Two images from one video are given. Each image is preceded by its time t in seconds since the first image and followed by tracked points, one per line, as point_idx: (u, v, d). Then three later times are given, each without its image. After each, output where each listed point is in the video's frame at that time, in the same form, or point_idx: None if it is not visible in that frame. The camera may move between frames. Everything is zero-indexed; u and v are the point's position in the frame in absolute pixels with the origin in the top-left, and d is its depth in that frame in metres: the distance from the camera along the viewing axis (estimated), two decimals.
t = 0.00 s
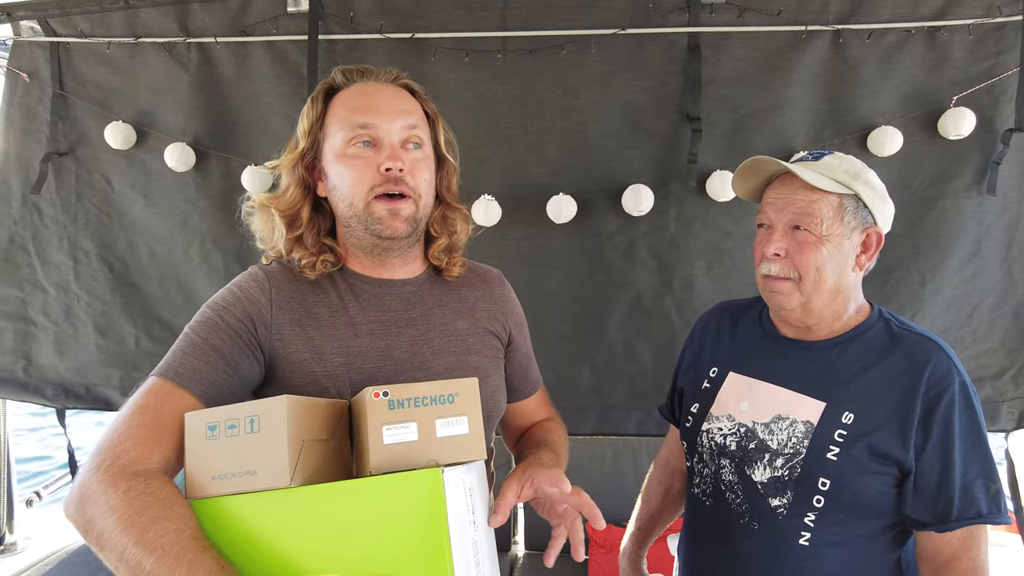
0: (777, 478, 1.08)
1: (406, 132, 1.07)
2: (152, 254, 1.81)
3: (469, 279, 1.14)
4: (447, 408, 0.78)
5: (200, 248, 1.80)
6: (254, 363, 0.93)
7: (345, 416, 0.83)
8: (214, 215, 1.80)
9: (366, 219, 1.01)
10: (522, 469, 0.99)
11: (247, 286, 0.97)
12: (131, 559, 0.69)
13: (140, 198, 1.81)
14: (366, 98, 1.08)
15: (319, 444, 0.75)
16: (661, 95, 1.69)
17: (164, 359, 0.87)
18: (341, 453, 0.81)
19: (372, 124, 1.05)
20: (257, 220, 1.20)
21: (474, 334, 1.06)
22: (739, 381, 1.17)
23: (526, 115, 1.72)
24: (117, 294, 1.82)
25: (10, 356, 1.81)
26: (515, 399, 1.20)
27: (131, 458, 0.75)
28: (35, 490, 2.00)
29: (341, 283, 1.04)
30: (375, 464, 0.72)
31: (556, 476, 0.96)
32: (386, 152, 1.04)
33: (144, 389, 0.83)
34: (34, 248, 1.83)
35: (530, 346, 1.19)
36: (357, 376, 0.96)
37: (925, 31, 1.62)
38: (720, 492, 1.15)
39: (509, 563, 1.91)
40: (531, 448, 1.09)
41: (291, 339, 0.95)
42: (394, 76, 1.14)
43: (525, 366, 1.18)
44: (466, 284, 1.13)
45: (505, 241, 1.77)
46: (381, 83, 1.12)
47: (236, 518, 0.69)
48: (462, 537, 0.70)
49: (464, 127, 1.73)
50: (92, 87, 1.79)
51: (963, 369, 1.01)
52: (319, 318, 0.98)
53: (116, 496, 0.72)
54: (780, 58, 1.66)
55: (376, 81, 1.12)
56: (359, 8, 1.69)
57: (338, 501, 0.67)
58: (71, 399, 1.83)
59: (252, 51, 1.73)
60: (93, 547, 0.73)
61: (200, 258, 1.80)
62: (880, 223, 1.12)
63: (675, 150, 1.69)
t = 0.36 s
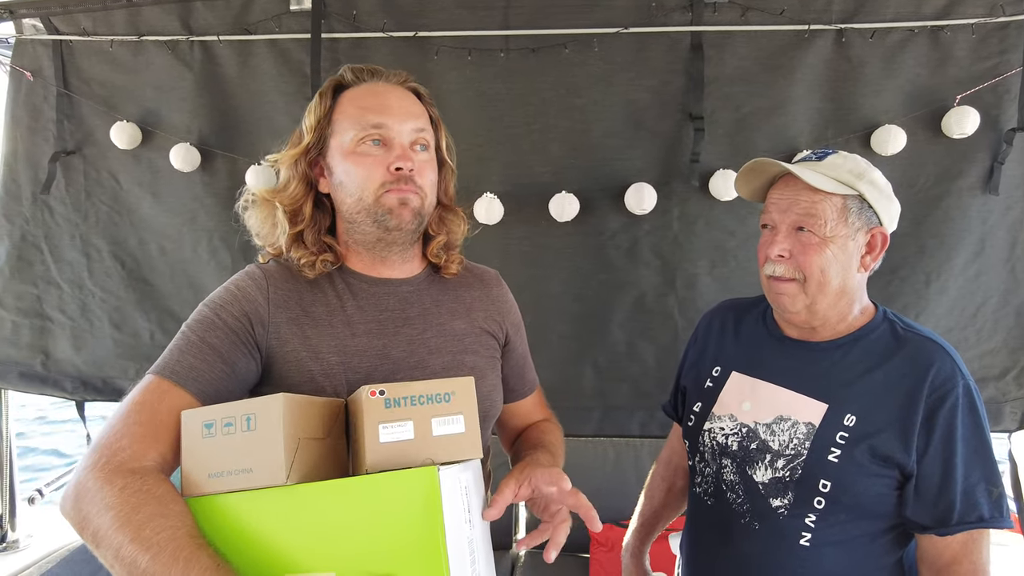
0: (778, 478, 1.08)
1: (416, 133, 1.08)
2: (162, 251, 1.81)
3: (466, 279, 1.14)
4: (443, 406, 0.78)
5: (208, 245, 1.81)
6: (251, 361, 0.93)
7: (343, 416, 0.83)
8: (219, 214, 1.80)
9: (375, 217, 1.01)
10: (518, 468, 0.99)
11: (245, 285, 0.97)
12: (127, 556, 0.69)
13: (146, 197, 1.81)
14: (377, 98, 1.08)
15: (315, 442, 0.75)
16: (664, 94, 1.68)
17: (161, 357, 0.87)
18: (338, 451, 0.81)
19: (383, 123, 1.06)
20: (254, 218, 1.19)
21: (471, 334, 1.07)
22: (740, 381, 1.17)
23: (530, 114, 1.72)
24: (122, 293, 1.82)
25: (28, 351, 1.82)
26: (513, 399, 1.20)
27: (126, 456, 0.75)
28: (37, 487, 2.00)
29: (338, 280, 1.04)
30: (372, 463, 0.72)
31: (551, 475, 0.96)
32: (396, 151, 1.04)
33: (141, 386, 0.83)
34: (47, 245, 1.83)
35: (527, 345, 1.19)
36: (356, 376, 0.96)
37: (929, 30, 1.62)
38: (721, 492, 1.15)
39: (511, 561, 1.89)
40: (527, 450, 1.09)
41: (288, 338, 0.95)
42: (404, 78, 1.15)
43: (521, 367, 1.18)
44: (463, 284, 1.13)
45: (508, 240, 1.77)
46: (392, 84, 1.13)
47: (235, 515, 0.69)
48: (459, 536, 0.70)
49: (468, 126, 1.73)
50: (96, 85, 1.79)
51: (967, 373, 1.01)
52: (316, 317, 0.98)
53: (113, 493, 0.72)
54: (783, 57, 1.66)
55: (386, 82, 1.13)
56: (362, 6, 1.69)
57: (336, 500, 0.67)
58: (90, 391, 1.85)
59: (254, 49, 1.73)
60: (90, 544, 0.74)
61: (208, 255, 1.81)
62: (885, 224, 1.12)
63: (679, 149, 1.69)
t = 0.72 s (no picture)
0: (780, 481, 1.08)
1: (388, 132, 1.06)
2: (165, 250, 1.81)
3: (469, 280, 1.15)
4: (444, 403, 0.79)
5: (211, 244, 1.81)
6: (255, 355, 0.93)
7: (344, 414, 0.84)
8: (220, 214, 1.80)
9: (359, 225, 1.01)
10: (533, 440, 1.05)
11: (251, 280, 0.97)
12: (126, 542, 0.68)
13: (147, 197, 1.81)
14: (347, 102, 1.07)
15: (315, 436, 0.76)
16: (665, 95, 1.69)
17: (166, 348, 0.87)
18: (340, 450, 0.82)
19: (352, 128, 1.05)
20: (259, 225, 1.18)
21: (473, 335, 1.07)
22: (741, 382, 1.18)
23: (530, 115, 1.72)
24: (123, 292, 1.83)
25: (27, 352, 1.83)
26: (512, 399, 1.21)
27: (129, 443, 0.74)
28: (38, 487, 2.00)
29: (343, 279, 1.04)
30: (373, 458, 0.73)
31: (563, 451, 1.02)
32: (368, 156, 1.03)
33: (145, 375, 0.83)
34: (50, 245, 1.83)
35: (528, 348, 1.19)
36: (359, 373, 0.96)
37: (928, 32, 1.63)
38: (722, 494, 1.16)
39: (511, 561, 1.91)
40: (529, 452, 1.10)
41: (292, 332, 0.95)
42: (374, 76, 1.13)
43: (522, 369, 1.19)
44: (466, 286, 1.13)
45: (509, 240, 1.77)
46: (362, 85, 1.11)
47: (237, 510, 0.69)
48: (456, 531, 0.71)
49: (469, 127, 1.74)
50: (98, 85, 1.79)
51: (969, 374, 1.01)
52: (321, 313, 0.98)
53: (113, 479, 0.71)
54: (783, 58, 1.66)
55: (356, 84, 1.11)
56: (363, 7, 1.69)
57: (338, 497, 0.68)
58: (94, 389, 1.85)
59: (256, 50, 1.73)
60: (89, 530, 0.73)
61: (211, 254, 1.81)
62: (886, 225, 1.12)
63: (679, 150, 1.70)
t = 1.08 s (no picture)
0: (775, 480, 1.09)
1: (380, 139, 1.06)
2: (160, 250, 1.82)
3: (469, 280, 1.15)
4: (446, 401, 0.79)
5: (208, 245, 1.82)
6: (259, 356, 0.94)
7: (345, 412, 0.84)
8: (218, 214, 1.81)
9: (355, 233, 1.02)
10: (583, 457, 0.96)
11: (253, 283, 0.98)
12: (135, 541, 0.70)
13: (145, 197, 1.82)
14: (338, 110, 1.07)
15: (318, 435, 0.76)
16: (662, 97, 1.70)
17: (170, 350, 0.87)
18: (343, 448, 0.82)
19: (345, 138, 1.05)
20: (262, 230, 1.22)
21: (473, 334, 1.08)
22: (738, 382, 1.19)
23: (527, 117, 1.73)
24: (121, 292, 1.83)
25: (21, 352, 1.83)
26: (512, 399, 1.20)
27: (136, 444, 0.75)
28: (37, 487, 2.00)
29: (344, 282, 1.05)
30: (376, 455, 0.74)
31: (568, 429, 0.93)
32: (361, 165, 1.04)
33: (150, 378, 0.84)
34: (43, 246, 1.84)
35: (529, 346, 1.20)
36: (361, 373, 0.97)
37: (924, 35, 1.64)
38: (718, 493, 1.17)
39: (508, 561, 1.92)
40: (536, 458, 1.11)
41: (294, 334, 0.96)
42: (364, 78, 1.12)
43: (523, 367, 1.19)
44: (466, 285, 1.14)
45: (507, 241, 1.78)
46: (353, 89, 1.10)
47: (240, 510, 0.70)
48: (456, 529, 0.72)
49: (467, 128, 1.75)
50: (98, 86, 1.80)
51: (964, 375, 1.02)
52: (323, 315, 0.99)
53: (122, 480, 0.72)
54: (780, 61, 1.67)
55: (346, 89, 1.10)
56: (362, 9, 1.70)
57: (339, 495, 0.68)
58: (83, 393, 1.85)
59: (256, 51, 1.74)
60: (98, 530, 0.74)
61: (208, 255, 1.82)
62: (882, 227, 1.14)
63: (676, 152, 1.71)
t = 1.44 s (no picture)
0: (767, 471, 1.12)
1: (388, 137, 1.10)
2: (154, 252, 1.85)
3: (471, 279, 1.18)
4: (450, 393, 0.82)
5: (203, 247, 1.84)
6: (268, 354, 0.96)
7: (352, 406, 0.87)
8: (217, 215, 1.84)
9: (361, 224, 1.05)
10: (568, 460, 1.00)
11: (262, 282, 1.01)
12: (152, 531, 0.72)
13: (145, 198, 1.84)
14: (348, 111, 1.11)
15: (327, 428, 0.79)
16: (657, 100, 1.73)
17: (183, 348, 0.90)
18: (350, 440, 0.85)
19: (354, 136, 1.09)
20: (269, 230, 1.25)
21: (476, 331, 1.11)
22: (732, 377, 1.22)
23: (523, 120, 1.76)
24: (121, 292, 1.86)
25: (14, 352, 1.84)
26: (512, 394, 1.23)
27: (151, 438, 0.78)
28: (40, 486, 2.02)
29: (350, 282, 1.08)
30: (384, 445, 0.77)
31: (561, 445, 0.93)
32: (369, 161, 1.07)
33: (164, 374, 0.86)
34: (39, 248, 1.86)
35: (529, 344, 1.23)
36: (366, 368, 0.99)
37: (912, 40, 1.67)
38: (711, 485, 1.20)
39: (505, 558, 1.95)
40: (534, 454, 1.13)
41: (302, 331, 0.99)
42: (374, 83, 1.17)
43: (523, 363, 1.22)
44: (468, 284, 1.17)
45: (503, 241, 1.81)
46: (363, 92, 1.15)
47: (252, 500, 0.73)
48: (463, 516, 0.75)
49: (464, 130, 1.77)
50: (99, 89, 1.82)
51: (950, 370, 1.05)
52: (330, 312, 1.02)
53: (139, 473, 0.75)
54: (771, 65, 1.70)
55: (357, 92, 1.15)
56: (361, 13, 1.73)
57: (349, 484, 0.71)
58: (69, 397, 1.86)
59: (257, 55, 1.77)
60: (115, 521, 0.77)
61: (203, 257, 1.84)
62: (874, 228, 1.16)
63: (670, 154, 1.74)
